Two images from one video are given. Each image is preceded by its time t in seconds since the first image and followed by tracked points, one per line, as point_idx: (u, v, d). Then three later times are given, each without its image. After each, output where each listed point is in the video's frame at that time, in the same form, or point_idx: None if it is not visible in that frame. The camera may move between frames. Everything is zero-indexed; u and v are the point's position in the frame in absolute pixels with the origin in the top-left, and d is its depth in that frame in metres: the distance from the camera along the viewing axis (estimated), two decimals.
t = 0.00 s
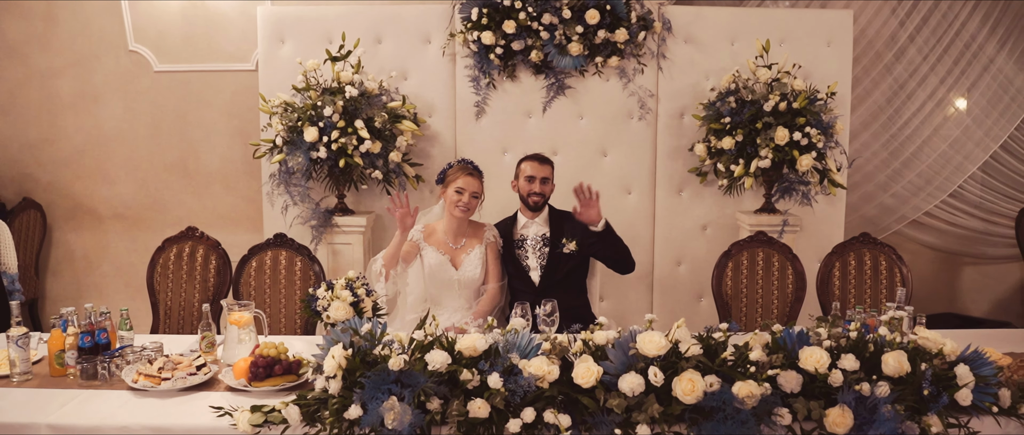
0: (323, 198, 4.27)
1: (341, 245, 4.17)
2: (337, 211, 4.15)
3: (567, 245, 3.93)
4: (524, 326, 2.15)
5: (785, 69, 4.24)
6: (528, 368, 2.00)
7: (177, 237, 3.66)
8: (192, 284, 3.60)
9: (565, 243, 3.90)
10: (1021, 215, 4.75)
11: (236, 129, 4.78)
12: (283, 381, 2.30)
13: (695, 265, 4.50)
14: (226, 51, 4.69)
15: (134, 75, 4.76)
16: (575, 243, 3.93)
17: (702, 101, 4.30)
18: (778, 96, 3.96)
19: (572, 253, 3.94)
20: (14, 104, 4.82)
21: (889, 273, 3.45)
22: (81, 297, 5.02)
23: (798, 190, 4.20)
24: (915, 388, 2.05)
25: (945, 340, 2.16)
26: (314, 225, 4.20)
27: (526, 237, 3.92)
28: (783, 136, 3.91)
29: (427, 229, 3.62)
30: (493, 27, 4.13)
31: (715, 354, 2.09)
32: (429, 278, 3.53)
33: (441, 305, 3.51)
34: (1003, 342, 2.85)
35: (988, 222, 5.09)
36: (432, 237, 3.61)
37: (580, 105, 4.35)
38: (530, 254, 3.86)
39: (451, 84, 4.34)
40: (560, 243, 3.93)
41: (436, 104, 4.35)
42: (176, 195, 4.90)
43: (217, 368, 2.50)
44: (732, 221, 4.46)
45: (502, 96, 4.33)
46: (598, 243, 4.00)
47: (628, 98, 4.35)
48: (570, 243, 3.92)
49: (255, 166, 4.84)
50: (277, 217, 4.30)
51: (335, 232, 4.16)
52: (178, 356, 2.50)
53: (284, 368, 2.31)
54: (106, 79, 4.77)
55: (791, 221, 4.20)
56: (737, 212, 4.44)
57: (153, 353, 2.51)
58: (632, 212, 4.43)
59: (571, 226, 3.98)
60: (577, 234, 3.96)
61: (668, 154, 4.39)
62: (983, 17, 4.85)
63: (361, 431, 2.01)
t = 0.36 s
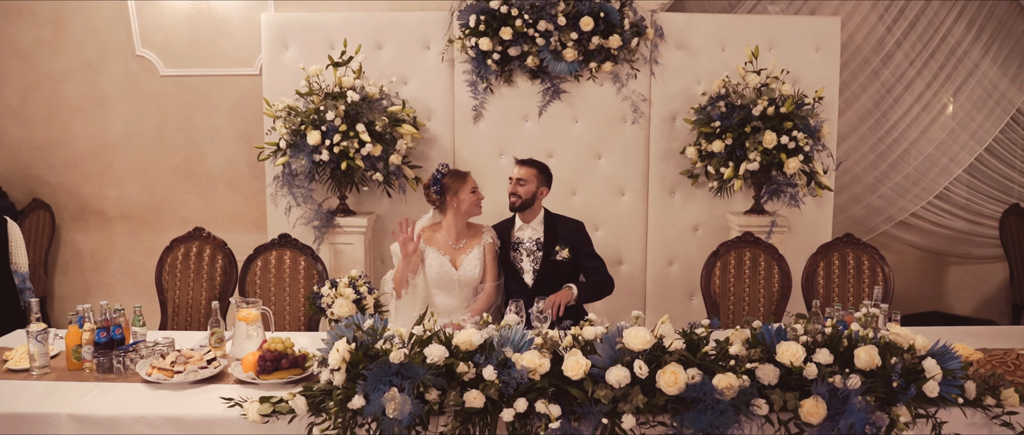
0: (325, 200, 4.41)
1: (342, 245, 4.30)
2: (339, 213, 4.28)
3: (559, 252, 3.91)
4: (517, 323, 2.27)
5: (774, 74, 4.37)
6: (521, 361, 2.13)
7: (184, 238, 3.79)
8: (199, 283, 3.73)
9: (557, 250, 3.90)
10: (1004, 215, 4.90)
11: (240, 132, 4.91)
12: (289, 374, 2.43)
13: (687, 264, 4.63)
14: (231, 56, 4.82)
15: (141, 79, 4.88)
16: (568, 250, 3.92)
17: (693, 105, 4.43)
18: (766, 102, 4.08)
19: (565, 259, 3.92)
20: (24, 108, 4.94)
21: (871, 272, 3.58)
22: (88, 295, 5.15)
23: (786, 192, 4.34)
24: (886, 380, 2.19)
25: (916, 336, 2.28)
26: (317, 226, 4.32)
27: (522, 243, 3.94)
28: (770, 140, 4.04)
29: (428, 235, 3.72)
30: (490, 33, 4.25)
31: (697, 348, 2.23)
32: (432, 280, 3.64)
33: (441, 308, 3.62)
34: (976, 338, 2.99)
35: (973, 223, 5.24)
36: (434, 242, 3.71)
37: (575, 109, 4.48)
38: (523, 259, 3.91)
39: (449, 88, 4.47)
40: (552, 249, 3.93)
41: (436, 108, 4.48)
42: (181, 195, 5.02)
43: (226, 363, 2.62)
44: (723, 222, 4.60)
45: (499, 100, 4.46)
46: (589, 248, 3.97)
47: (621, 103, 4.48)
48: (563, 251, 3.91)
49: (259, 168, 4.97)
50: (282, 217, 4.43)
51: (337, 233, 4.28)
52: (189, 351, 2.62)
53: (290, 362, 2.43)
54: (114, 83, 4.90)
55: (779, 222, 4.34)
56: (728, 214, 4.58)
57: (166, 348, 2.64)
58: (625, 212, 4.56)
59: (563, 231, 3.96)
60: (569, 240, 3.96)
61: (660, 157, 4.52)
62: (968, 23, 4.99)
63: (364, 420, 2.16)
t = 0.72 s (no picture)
0: (328, 199, 4.48)
1: (345, 243, 4.37)
2: (341, 212, 4.34)
3: (553, 257, 3.82)
4: (518, 321, 2.33)
5: (770, 77, 4.43)
6: (522, 358, 2.18)
7: (191, 238, 3.85)
8: (204, 283, 3.79)
9: (550, 255, 3.81)
10: (998, 215, 4.96)
11: (244, 133, 4.97)
12: (296, 371, 2.49)
13: (685, 263, 4.69)
14: (235, 58, 4.88)
15: (146, 81, 4.95)
16: (562, 254, 3.82)
17: (691, 107, 4.49)
18: (762, 104, 4.15)
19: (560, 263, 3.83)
20: (30, 109, 5.01)
21: (865, 271, 3.64)
22: (94, 294, 5.21)
23: (782, 193, 4.40)
24: (876, 376, 2.24)
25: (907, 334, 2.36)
26: (320, 226, 4.37)
27: (520, 246, 3.87)
28: (766, 142, 4.10)
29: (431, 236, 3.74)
30: (490, 36, 4.31)
31: (694, 345, 2.29)
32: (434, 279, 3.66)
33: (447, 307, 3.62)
34: (967, 337, 3.06)
35: (968, 223, 5.30)
36: (437, 241, 3.73)
37: (575, 111, 4.54)
38: (522, 261, 3.86)
39: (451, 90, 4.53)
40: (547, 253, 3.83)
41: (437, 109, 4.54)
42: (185, 196, 5.09)
43: (234, 359, 2.69)
44: (720, 222, 4.66)
45: (500, 102, 4.52)
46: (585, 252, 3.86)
47: (620, 104, 4.54)
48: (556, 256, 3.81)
49: (262, 168, 5.03)
50: (286, 217, 4.49)
51: (340, 232, 4.35)
52: (198, 348, 2.69)
53: (297, 359, 2.50)
54: (119, 84, 4.96)
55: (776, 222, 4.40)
56: (725, 214, 4.64)
57: (174, 346, 2.69)
58: (624, 212, 4.63)
59: (559, 234, 3.86)
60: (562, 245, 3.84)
61: (659, 158, 4.59)
62: (963, 26, 5.05)
63: (369, 415, 2.22)
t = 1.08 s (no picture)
0: (331, 199, 4.53)
1: (347, 244, 4.41)
2: (344, 212, 4.39)
3: (549, 258, 3.83)
4: (520, 319, 2.38)
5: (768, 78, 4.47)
6: (524, 356, 2.23)
7: (195, 238, 3.90)
8: (209, 282, 3.84)
9: (547, 257, 3.82)
10: (994, 215, 5.01)
11: (247, 134, 5.02)
12: (302, 368, 2.54)
13: (683, 263, 4.74)
14: (239, 60, 4.93)
15: (151, 82, 4.99)
16: (558, 256, 3.82)
17: (690, 108, 4.54)
18: (760, 106, 4.19)
19: (557, 265, 3.84)
20: (36, 110, 5.06)
21: (862, 271, 3.69)
22: (98, 295, 5.26)
23: (779, 194, 4.45)
24: (871, 374, 2.29)
25: (900, 332, 2.40)
26: (324, 226, 4.45)
27: (520, 247, 3.89)
28: (764, 142, 4.15)
29: (434, 236, 3.78)
30: (492, 38, 4.36)
31: (692, 343, 2.33)
32: (439, 279, 3.70)
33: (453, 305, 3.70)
34: (961, 336, 3.11)
35: (965, 224, 5.35)
36: (439, 241, 3.76)
37: (575, 112, 4.59)
38: (521, 262, 3.88)
39: (453, 92, 4.58)
40: (544, 255, 3.85)
41: (438, 110, 4.59)
42: (189, 196, 5.14)
43: (241, 358, 2.74)
44: (719, 223, 4.70)
45: (501, 104, 4.57)
46: (581, 253, 3.88)
47: (620, 106, 4.59)
48: (552, 258, 3.81)
49: (265, 169, 5.07)
50: (289, 216, 4.55)
51: (342, 233, 4.40)
52: (205, 346, 2.74)
53: (302, 357, 2.55)
54: (124, 85, 5.01)
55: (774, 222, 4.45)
56: (724, 215, 4.69)
57: (182, 344, 2.74)
58: (623, 212, 4.68)
59: (555, 236, 3.88)
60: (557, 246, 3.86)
61: (658, 159, 4.63)
62: (960, 27, 5.09)
63: (374, 411, 2.27)
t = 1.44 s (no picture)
0: (332, 200, 4.57)
1: (350, 243, 4.45)
2: (346, 213, 4.43)
3: (546, 260, 3.88)
4: (520, 318, 2.42)
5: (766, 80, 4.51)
6: (525, 354, 2.28)
7: (199, 239, 3.94)
8: (212, 282, 3.88)
9: (543, 259, 3.87)
10: (991, 215, 5.05)
11: (250, 135, 5.06)
12: (306, 367, 2.58)
13: (682, 262, 4.78)
14: (241, 61, 4.97)
15: (154, 84, 5.04)
16: (554, 257, 3.88)
17: (688, 110, 4.58)
18: (758, 107, 4.23)
19: (554, 266, 3.90)
20: (40, 111, 5.10)
21: (858, 271, 3.74)
22: (102, 294, 5.30)
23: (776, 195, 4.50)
24: (865, 372, 2.34)
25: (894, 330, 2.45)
26: (325, 226, 4.48)
27: (519, 248, 3.93)
28: (762, 143, 4.19)
29: (437, 236, 3.77)
30: (492, 40, 4.41)
31: (690, 341, 2.38)
32: (442, 280, 3.71)
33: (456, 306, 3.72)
34: (955, 335, 3.16)
35: (962, 223, 5.39)
36: (443, 241, 3.76)
37: (575, 113, 4.63)
38: (521, 263, 3.90)
39: (453, 93, 4.62)
40: (540, 257, 3.90)
41: (440, 111, 4.63)
42: (192, 196, 5.18)
43: (246, 356, 2.77)
44: (717, 223, 4.75)
45: (501, 105, 4.61)
46: (577, 255, 3.93)
47: (619, 107, 4.63)
48: (548, 260, 3.87)
49: (267, 170, 5.12)
50: (292, 216, 4.59)
51: (344, 233, 4.44)
52: (211, 345, 2.77)
53: (307, 355, 2.59)
54: (127, 87, 5.05)
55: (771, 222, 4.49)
56: (722, 215, 4.73)
57: (187, 342, 2.78)
58: (623, 212, 4.72)
59: (550, 238, 3.93)
60: (552, 248, 3.91)
61: (657, 160, 4.68)
62: (957, 28, 5.13)
63: (377, 408, 2.32)
